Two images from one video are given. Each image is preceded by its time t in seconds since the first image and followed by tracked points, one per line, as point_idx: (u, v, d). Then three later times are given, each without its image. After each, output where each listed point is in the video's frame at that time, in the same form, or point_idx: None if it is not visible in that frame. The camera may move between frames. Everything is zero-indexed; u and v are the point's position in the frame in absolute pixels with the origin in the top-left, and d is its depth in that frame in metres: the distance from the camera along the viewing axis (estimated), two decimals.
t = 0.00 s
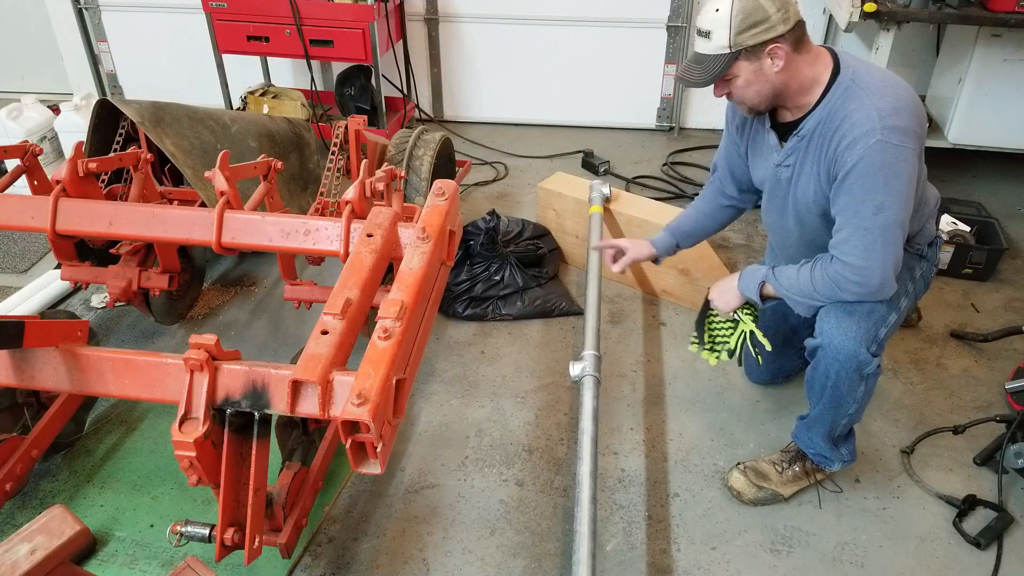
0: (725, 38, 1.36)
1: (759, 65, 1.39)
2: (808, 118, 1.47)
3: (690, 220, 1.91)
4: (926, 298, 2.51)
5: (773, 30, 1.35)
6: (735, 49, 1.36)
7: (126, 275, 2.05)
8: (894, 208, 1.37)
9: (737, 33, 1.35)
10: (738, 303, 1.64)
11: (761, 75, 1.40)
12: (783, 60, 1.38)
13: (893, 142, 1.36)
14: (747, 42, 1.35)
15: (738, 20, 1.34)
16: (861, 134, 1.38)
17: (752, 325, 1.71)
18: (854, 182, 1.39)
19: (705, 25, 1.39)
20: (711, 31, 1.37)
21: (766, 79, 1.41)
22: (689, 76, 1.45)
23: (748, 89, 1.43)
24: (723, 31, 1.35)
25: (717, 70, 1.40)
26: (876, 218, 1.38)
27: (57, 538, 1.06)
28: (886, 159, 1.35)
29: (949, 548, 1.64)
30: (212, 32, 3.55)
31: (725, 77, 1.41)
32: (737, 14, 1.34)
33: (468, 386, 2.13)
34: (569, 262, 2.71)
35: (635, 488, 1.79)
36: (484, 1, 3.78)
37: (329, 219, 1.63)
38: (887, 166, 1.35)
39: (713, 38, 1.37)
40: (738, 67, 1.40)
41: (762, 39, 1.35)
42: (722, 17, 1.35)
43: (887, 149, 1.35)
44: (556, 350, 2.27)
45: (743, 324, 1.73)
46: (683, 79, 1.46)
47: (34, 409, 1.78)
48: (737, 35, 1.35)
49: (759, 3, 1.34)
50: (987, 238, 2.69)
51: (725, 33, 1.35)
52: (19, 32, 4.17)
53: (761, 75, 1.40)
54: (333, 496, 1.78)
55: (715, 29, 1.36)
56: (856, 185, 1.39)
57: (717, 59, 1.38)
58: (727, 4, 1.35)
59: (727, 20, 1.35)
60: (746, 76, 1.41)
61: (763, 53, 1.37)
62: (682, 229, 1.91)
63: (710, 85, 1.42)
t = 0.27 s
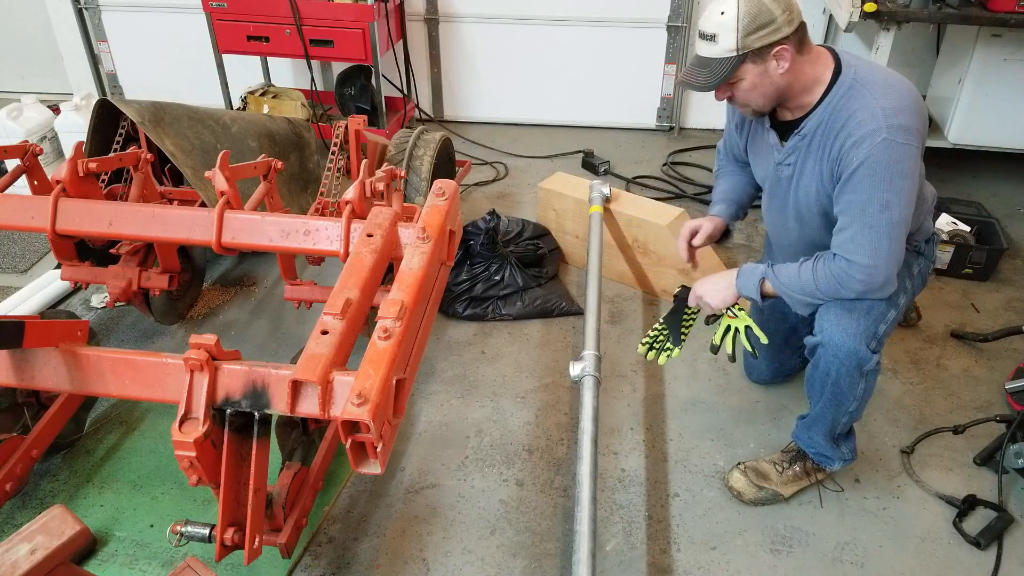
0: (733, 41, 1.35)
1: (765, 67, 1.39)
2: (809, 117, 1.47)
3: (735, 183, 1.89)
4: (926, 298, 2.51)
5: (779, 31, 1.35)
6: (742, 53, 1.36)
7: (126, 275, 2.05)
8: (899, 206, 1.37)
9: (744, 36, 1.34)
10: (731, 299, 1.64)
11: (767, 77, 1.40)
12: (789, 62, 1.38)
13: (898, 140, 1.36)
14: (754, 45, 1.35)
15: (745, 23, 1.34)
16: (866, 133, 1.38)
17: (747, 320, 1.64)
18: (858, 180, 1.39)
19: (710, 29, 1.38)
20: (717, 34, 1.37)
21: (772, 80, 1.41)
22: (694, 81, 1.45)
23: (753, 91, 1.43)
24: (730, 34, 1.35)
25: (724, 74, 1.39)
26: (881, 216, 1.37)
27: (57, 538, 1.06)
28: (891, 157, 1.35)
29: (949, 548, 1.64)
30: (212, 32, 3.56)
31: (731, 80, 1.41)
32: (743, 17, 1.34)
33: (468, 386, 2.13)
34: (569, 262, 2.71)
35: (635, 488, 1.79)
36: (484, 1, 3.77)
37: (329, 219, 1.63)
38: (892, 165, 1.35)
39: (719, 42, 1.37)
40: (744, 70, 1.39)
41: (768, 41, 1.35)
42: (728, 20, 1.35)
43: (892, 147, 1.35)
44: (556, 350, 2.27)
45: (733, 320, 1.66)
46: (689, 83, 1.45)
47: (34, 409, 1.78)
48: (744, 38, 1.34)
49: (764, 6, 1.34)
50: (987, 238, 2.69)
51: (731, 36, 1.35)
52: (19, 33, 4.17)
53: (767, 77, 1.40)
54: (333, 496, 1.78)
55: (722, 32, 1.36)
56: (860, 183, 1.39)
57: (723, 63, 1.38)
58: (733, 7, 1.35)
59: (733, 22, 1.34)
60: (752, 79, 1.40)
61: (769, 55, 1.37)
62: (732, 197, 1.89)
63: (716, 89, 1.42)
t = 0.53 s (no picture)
0: (759, 23, 1.34)
1: (783, 56, 1.38)
2: (811, 114, 1.47)
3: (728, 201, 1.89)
4: (926, 298, 2.51)
5: (801, 21, 1.35)
6: (765, 36, 1.34)
7: (125, 275, 2.05)
8: (898, 203, 1.37)
9: (770, 19, 1.33)
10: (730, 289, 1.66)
11: (784, 67, 1.39)
12: (805, 52, 1.39)
13: (899, 137, 1.36)
14: (778, 29, 1.34)
15: (772, 7, 1.33)
16: (868, 129, 1.38)
17: (745, 310, 1.70)
18: (858, 176, 1.39)
19: (734, 10, 1.37)
20: (743, 15, 1.35)
21: (787, 70, 1.40)
22: (711, 62, 1.42)
23: (768, 80, 1.41)
24: (756, 16, 1.33)
25: (745, 56, 1.37)
26: (880, 213, 1.37)
27: (57, 538, 1.06)
28: (891, 154, 1.35)
29: (949, 548, 1.64)
30: (212, 32, 3.56)
31: (749, 64, 1.39)
32: None
33: (468, 386, 2.13)
34: (569, 262, 2.71)
35: (635, 488, 1.79)
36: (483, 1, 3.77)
37: (329, 220, 1.63)
38: (893, 162, 1.35)
39: (745, 23, 1.35)
40: (764, 56, 1.38)
41: (791, 28, 1.35)
42: (756, 2, 1.34)
43: (893, 144, 1.35)
44: (556, 350, 2.27)
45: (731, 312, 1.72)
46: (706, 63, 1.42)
47: (34, 409, 1.78)
48: (770, 22, 1.33)
49: None
50: (987, 238, 2.69)
51: (758, 17, 1.33)
52: (19, 33, 4.17)
53: (783, 66, 1.39)
54: (333, 496, 1.78)
55: (748, 12, 1.34)
56: (860, 180, 1.39)
57: (747, 44, 1.36)
58: None
59: (761, 4, 1.33)
60: (770, 66, 1.39)
61: (790, 43, 1.37)
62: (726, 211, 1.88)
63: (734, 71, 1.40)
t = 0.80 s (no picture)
0: None
1: (801, 43, 1.38)
2: (810, 114, 1.47)
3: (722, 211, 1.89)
4: (926, 298, 2.51)
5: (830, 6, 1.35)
6: (794, 14, 1.33)
7: (126, 275, 2.05)
8: (897, 202, 1.37)
9: None
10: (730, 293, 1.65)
11: (801, 54, 1.38)
12: (822, 43, 1.39)
13: (898, 136, 1.36)
14: (807, 10, 1.33)
15: None
16: (867, 129, 1.38)
17: (744, 313, 1.63)
18: (858, 176, 1.39)
19: None
20: None
21: (802, 59, 1.39)
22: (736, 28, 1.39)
23: (785, 66, 1.39)
24: None
25: (771, 31, 1.35)
26: (879, 212, 1.38)
27: (57, 538, 1.06)
28: (890, 153, 1.35)
29: (949, 548, 1.64)
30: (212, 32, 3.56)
31: (772, 43, 1.37)
32: None
33: (468, 386, 2.13)
34: (569, 262, 2.71)
35: (635, 488, 1.79)
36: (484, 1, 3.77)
37: (329, 220, 1.63)
38: (892, 161, 1.35)
39: None
40: (787, 37, 1.36)
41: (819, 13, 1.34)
42: None
43: (892, 143, 1.35)
44: (556, 350, 2.27)
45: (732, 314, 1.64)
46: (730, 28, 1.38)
47: (34, 409, 1.78)
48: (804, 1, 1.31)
49: None
50: (987, 238, 2.69)
51: None
52: (19, 33, 4.17)
53: (801, 53, 1.38)
54: (333, 496, 1.78)
55: None
56: (859, 179, 1.39)
57: (776, 20, 1.34)
58: None
59: None
60: (790, 50, 1.38)
61: (812, 29, 1.37)
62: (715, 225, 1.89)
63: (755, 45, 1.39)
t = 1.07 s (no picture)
0: None
1: (810, 39, 1.39)
2: (809, 112, 1.47)
3: (719, 221, 1.88)
4: (926, 298, 2.52)
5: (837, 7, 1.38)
6: (807, 9, 1.35)
7: (126, 275, 2.05)
8: (895, 201, 1.37)
9: None
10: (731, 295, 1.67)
11: (808, 50, 1.39)
12: (827, 43, 1.41)
13: (896, 135, 1.36)
14: (819, 6, 1.35)
15: None
16: (865, 127, 1.38)
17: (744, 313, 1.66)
18: (855, 175, 1.39)
19: None
20: None
21: (809, 56, 1.40)
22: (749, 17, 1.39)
23: (793, 60, 1.40)
24: None
25: (784, 23, 1.36)
26: (876, 211, 1.38)
27: (57, 538, 1.06)
28: (888, 152, 1.35)
29: (949, 548, 1.64)
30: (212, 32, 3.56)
31: (783, 36, 1.38)
32: None
33: (468, 386, 2.13)
34: (569, 262, 2.71)
35: (635, 488, 1.79)
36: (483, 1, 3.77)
37: (329, 220, 1.63)
38: (889, 159, 1.35)
39: None
40: (797, 32, 1.38)
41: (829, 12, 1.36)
42: None
43: (890, 141, 1.35)
44: (556, 350, 2.27)
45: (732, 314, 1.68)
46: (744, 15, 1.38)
47: (34, 409, 1.78)
48: None
49: None
50: (987, 238, 2.69)
51: None
52: (19, 33, 4.17)
53: (808, 50, 1.39)
54: (333, 496, 1.78)
55: None
56: (857, 178, 1.39)
57: (790, 12, 1.35)
58: None
59: None
60: (799, 45, 1.38)
61: (820, 28, 1.39)
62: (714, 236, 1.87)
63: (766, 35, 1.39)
